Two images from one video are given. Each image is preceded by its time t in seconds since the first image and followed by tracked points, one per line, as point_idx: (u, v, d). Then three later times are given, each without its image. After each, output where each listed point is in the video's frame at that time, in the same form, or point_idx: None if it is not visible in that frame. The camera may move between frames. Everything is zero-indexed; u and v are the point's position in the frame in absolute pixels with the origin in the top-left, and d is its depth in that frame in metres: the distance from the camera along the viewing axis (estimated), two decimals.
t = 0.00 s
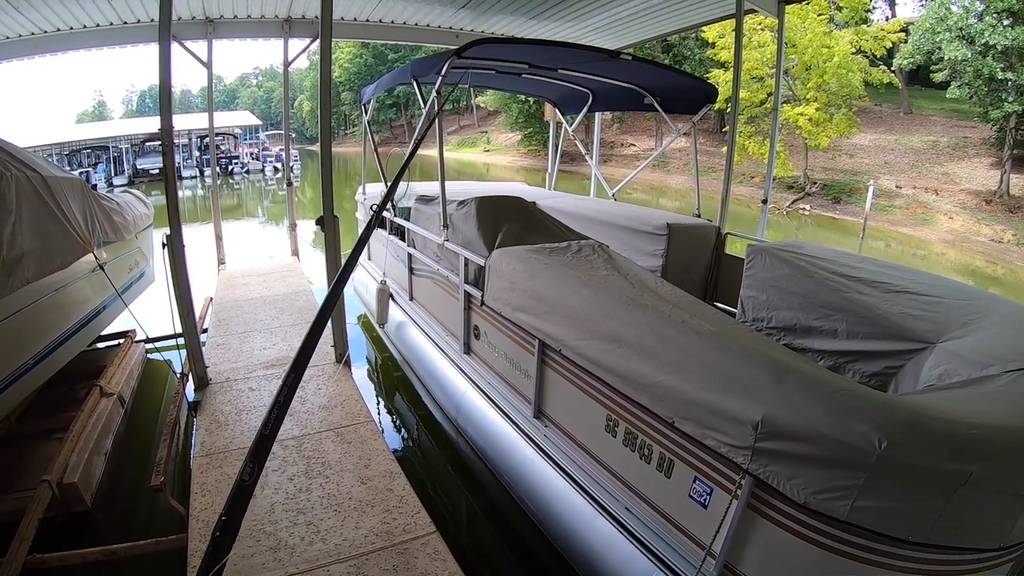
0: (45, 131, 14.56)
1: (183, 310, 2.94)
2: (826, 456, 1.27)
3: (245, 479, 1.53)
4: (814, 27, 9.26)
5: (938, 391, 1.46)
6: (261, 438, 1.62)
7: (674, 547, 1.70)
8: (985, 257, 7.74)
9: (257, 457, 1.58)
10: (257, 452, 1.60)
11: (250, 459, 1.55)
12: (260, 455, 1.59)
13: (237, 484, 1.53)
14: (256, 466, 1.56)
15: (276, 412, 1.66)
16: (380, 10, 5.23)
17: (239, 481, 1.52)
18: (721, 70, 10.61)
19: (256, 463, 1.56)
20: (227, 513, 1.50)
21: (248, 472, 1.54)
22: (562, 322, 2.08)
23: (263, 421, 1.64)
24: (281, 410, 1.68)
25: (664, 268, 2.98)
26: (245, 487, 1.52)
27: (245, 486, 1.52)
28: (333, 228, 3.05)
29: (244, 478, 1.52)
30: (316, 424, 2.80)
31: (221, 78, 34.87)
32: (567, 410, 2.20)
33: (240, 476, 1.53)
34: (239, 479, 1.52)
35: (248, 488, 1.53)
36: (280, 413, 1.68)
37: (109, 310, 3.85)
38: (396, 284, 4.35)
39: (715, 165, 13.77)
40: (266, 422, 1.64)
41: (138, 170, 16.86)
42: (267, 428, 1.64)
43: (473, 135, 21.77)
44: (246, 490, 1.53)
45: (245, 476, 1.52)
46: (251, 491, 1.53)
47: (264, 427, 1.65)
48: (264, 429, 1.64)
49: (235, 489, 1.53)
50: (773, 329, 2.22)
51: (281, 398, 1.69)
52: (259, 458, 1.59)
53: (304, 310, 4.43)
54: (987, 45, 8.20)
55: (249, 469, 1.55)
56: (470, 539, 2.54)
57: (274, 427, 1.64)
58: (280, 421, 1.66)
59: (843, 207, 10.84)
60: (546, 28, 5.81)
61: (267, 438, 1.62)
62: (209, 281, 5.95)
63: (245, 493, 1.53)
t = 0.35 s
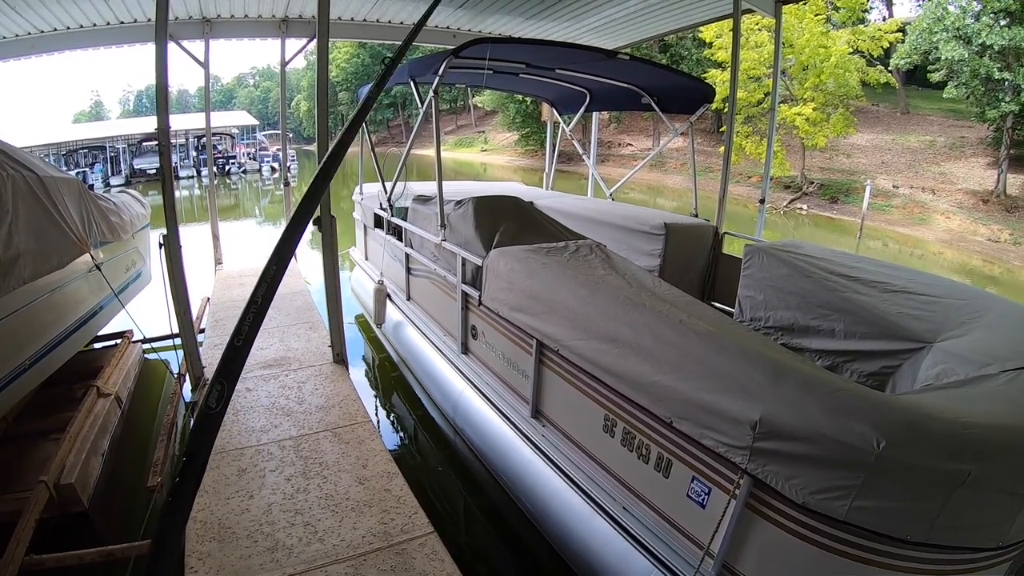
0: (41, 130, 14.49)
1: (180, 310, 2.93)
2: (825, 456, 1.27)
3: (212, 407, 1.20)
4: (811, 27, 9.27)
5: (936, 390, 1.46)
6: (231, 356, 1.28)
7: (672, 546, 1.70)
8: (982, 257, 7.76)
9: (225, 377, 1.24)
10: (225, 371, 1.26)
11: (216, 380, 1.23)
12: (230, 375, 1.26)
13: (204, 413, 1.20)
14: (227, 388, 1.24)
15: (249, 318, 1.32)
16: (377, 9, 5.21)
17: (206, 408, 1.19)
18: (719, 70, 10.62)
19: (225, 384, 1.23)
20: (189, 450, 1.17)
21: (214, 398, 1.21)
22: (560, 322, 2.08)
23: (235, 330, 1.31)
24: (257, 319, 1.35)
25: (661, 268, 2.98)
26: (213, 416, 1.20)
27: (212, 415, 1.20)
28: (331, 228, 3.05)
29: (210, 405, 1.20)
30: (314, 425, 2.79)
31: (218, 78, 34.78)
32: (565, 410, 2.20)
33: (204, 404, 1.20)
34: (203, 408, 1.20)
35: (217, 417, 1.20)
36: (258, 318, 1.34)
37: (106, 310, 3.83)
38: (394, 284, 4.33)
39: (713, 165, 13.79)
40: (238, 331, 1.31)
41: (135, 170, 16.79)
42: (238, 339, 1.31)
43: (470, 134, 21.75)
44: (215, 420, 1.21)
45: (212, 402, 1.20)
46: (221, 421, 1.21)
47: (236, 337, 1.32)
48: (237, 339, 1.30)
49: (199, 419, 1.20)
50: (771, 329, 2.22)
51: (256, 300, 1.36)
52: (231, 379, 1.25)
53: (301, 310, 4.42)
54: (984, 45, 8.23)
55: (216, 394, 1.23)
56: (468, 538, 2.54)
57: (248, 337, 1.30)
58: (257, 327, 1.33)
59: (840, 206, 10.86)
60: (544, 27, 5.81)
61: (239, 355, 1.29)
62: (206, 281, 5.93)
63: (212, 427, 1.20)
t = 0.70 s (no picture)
0: (35, 129, 14.43)
1: (175, 310, 2.92)
2: (821, 453, 1.27)
3: (212, 368, 0.90)
4: (807, 25, 9.28)
5: (932, 387, 1.46)
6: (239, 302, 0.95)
7: (669, 544, 1.70)
8: (977, 254, 7.81)
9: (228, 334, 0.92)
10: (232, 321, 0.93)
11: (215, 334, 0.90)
12: (236, 329, 0.93)
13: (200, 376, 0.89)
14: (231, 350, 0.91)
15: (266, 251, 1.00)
16: (372, 7, 5.20)
17: (203, 370, 0.88)
18: (715, 67, 10.63)
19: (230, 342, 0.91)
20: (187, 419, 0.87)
21: (215, 356, 0.90)
22: (556, 320, 2.08)
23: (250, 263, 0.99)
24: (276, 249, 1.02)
25: (657, 266, 2.98)
26: (212, 384, 0.89)
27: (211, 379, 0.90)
28: (326, 226, 3.03)
29: (209, 367, 0.89)
30: (310, 423, 2.79)
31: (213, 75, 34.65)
32: (561, 407, 2.19)
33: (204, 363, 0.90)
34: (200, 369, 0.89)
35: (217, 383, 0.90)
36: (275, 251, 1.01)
37: (101, 309, 3.81)
38: (390, 282, 4.32)
39: (709, 162, 13.82)
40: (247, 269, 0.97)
41: (130, 168, 16.78)
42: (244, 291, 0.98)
43: (467, 132, 21.73)
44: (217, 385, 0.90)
45: (211, 364, 0.89)
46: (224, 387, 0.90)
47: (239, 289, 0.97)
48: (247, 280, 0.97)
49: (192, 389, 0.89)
50: (766, 326, 2.22)
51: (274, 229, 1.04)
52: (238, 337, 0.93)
53: (297, 309, 4.41)
54: (980, 42, 8.24)
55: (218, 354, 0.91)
56: (464, 536, 2.54)
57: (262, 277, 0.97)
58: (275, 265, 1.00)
59: (836, 203, 10.90)
60: (540, 24, 5.79)
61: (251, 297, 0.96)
62: (202, 279, 5.91)
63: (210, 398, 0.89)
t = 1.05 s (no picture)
0: (38, 132, 14.48)
1: (176, 313, 2.92)
2: (823, 458, 1.26)
3: (213, 393, 1.29)
4: (808, 29, 9.31)
5: (933, 391, 1.46)
6: (233, 344, 1.34)
7: (670, 548, 1.69)
8: (979, 257, 7.80)
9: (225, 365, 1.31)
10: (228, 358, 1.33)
11: (217, 367, 1.29)
12: (231, 362, 1.32)
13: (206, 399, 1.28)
14: (227, 376, 1.30)
15: (255, 298, 1.39)
16: (373, 11, 5.22)
17: (207, 395, 1.27)
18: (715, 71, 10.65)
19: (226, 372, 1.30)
20: (191, 440, 1.24)
21: (216, 384, 1.29)
22: (556, 324, 2.08)
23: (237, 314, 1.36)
24: (260, 304, 1.39)
25: (658, 270, 2.98)
26: (215, 404, 1.28)
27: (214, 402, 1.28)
28: (327, 230, 3.04)
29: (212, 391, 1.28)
30: (310, 426, 2.78)
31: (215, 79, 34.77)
32: (562, 411, 2.19)
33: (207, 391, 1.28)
34: (205, 394, 1.28)
35: (218, 404, 1.28)
36: (260, 304, 1.39)
37: (102, 312, 3.82)
38: (390, 286, 4.32)
39: (710, 166, 13.83)
40: (240, 318, 1.36)
41: (132, 171, 16.85)
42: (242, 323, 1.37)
43: (467, 136, 21.78)
44: (216, 408, 1.28)
45: (214, 388, 1.28)
46: (222, 409, 1.28)
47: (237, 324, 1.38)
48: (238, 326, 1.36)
49: (201, 408, 1.27)
50: (767, 330, 2.22)
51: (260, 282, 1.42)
52: (232, 367, 1.32)
53: (298, 312, 4.41)
54: (981, 46, 8.24)
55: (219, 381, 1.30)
56: (464, 539, 2.53)
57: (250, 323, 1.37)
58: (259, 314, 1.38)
59: (836, 207, 10.91)
60: (541, 29, 5.81)
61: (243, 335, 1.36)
62: (203, 282, 5.92)
63: (214, 413, 1.28)
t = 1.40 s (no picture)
0: (36, 129, 14.45)
1: (175, 311, 2.92)
2: (820, 455, 1.27)
3: (217, 422, 1.30)
4: (807, 27, 9.30)
5: (932, 388, 1.46)
6: (235, 373, 1.35)
7: (668, 546, 1.69)
8: (977, 255, 7.82)
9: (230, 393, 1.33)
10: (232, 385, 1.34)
11: (220, 398, 1.30)
12: (235, 391, 1.34)
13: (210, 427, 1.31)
14: (231, 407, 1.31)
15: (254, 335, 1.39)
16: (372, 9, 5.21)
17: (212, 423, 1.29)
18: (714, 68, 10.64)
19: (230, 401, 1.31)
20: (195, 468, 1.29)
21: (221, 413, 1.30)
22: (555, 321, 2.08)
23: (239, 347, 1.36)
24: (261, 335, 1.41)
25: (657, 267, 2.98)
26: (217, 432, 1.31)
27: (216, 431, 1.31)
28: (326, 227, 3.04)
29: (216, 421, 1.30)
30: (309, 424, 2.78)
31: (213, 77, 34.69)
32: (560, 408, 2.19)
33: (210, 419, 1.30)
34: (209, 423, 1.30)
35: (221, 433, 1.31)
36: (261, 335, 1.40)
37: (100, 311, 3.81)
38: (389, 283, 4.31)
39: (709, 164, 13.83)
40: (242, 349, 1.36)
41: (130, 169, 16.82)
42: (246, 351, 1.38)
43: (466, 133, 21.77)
44: (220, 434, 1.31)
45: (217, 418, 1.29)
46: (224, 438, 1.31)
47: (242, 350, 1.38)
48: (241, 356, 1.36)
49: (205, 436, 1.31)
50: (766, 328, 2.21)
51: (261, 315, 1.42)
52: (236, 398, 1.33)
53: (297, 310, 4.40)
54: (979, 44, 8.24)
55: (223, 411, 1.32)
56: (463, 537, 2.53)
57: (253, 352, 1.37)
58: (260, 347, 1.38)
59: (835, 205, 10.92)
60: (540, 26, 5.80)
61: (245, 366, 1.36)
62: (201, 280, 5.91)
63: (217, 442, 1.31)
